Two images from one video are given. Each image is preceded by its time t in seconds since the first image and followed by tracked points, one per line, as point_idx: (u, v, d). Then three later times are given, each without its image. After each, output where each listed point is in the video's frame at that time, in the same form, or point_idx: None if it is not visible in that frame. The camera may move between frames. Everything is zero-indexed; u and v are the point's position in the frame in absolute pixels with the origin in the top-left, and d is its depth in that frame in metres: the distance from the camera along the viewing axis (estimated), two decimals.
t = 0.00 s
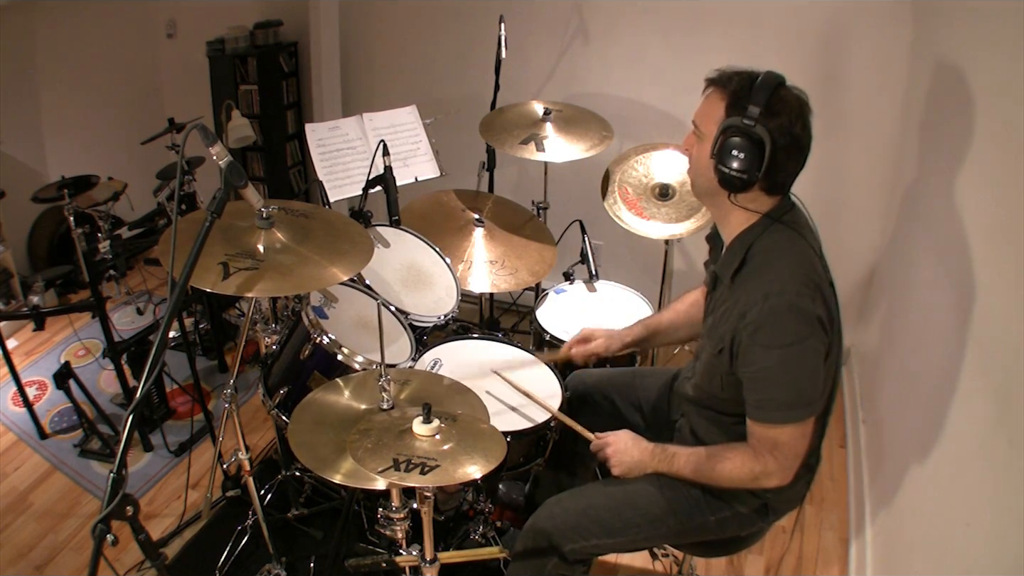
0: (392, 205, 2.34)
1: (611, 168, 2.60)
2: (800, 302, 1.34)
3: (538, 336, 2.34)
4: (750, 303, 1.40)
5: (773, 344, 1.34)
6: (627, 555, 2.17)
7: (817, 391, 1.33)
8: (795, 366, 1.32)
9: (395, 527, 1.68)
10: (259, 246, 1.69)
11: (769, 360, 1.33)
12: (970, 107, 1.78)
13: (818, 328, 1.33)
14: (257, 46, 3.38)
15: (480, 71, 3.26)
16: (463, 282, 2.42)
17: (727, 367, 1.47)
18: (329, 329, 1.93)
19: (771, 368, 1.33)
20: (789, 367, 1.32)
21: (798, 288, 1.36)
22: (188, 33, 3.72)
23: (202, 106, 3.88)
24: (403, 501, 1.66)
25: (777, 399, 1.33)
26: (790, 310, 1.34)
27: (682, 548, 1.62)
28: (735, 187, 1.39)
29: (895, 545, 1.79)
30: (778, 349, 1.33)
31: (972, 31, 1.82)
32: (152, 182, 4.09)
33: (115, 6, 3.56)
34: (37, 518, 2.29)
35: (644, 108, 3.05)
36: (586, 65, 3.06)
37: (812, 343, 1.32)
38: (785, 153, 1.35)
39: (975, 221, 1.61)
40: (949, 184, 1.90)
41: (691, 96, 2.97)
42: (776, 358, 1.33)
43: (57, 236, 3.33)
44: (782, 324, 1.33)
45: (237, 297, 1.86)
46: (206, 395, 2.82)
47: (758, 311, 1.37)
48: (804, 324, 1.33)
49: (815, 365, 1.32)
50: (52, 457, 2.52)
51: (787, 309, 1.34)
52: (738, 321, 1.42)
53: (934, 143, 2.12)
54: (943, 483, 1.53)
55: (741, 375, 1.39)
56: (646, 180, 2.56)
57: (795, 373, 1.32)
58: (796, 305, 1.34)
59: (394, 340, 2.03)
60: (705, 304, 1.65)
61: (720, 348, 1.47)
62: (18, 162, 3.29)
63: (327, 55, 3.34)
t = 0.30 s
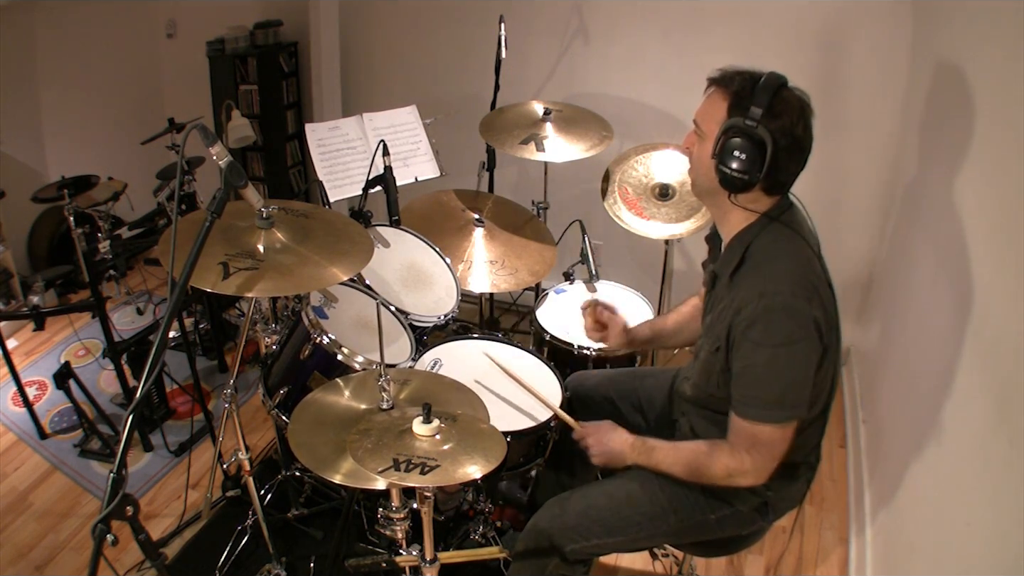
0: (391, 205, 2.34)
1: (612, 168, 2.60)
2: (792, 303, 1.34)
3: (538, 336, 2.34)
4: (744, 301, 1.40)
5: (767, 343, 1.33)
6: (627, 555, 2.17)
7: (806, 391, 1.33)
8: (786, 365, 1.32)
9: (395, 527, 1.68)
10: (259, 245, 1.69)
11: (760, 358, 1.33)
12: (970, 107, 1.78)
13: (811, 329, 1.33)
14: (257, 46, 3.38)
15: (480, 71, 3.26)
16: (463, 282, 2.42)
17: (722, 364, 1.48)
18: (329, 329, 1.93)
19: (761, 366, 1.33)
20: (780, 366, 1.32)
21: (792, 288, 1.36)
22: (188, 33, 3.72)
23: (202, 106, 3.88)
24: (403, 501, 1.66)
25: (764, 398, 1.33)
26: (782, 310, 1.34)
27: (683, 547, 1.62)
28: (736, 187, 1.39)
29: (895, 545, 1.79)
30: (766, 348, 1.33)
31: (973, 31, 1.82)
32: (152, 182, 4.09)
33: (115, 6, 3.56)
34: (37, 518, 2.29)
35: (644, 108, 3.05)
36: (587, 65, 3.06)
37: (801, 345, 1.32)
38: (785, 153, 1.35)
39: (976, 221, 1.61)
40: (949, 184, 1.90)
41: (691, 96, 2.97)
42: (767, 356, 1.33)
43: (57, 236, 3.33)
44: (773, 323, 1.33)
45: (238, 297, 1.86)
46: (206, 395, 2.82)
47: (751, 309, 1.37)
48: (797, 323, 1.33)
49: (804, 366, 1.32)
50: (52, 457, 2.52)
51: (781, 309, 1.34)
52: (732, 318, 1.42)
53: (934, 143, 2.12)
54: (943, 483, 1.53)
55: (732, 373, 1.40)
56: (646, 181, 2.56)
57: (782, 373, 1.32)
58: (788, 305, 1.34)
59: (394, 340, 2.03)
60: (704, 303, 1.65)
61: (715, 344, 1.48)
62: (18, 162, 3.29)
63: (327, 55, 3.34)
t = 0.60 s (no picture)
0: (391, 205, 2.34)
1: (611, 168, 2.59)
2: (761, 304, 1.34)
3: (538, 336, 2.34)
4: (721, 292, 1.40)
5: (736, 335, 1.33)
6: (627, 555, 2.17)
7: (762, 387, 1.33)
8: (738, 361, 1.33)
9: (395, 527, 1.68)
10: (259, 245, 1.69)
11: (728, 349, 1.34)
12: (970, 107, 1.78)
13: (780, 326, 1.33)
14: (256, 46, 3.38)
15: (480, 71, 3.26)
16: (463, 282, 2.42)
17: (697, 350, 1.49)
18: (329, 329, 1.93)
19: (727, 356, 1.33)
20: (743, 359, 1.32)
21: (768, 290, 1.35)
22: (188, 33, 3.72)
23: (202, 106, 3.88)
24: (403, 501, 1.66)
25: (709, 389, 1.34)
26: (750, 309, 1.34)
27: (682, 547, 1.62)
28: (733, 186, 1.39)
29: (894, 545, 1.79)
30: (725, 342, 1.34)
31: (972, 31, 1.82)
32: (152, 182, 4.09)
33: (115, 6, 3.56)
34: (37, 518, 2.29)
35: (644, 107, 3.05)
36: (586, 65, 3.06)
37: (760, 346, 1.32)
38: (784, 153, 1.35)
39: (975, 220, 1.61)
40: (949, 184, 1.90)
41: (690, 96, 2.97)
42: (721, 348, 1.34)
43: (57, 236, 3.33)
44: (739, 320, 1.34)
45: (238, 297, 1.86)
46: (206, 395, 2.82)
47: (724, 302, 1.37)
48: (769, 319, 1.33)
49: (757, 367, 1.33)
50: (52, 457, 2.52)
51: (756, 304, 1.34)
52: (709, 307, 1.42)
53: (933, 143, 2.12)
54: (943, 483, 1.52)
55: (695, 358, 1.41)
56: (646, 180, 2.56)
57: (733, 367, 1.33)
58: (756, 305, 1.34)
59: (394, 340, 2.03)
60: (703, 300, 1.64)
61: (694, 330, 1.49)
62: (18, 162, 3.29)
63: (327, 55, 3.34)
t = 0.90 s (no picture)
0: (391, 205, 2.34)
1: (612, 168, 2.59)
2: (749, 300, 1.32)
3: (538, 336, 2.34)
4: (711, 286, 1.39)
5: (720, 324, 1.32)
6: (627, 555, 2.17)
7: (741, 384, 1.32)
8: (720, 353, 1.31)
9: (395, 527, 1.68)
10: (259, 245, 1.69)
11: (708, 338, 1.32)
12: (970, 107, 1.78)
13: (763, 324, 1.32)
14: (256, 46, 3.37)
15: (480, 71, 3.26)
16: (463, 282, 2.42)
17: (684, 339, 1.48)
18: (329, 329, 1.93)
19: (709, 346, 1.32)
20: (723, 353, 1.31)
21: (757, 287, 1.34)
22: (188, 33, 3.72)
23: (202, 106, 3.88)
24: (403, 501, 1.66)
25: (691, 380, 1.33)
26: (738, 303, 1.32)
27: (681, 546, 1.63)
28: (733, 184, 1.39)
29: (894, 545, 1.79)
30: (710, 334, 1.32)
31: (973, 31, 1.82)
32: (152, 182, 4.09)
33: (115, 6, 3.56)
34: (37, 518, 2.29)
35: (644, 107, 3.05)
36: (587, 65, 3.06)
37: (744, 340, 1.31)
38: (785, 153, 1.35)
39: (975, 220, 1.61)
40: (949, 184, 1.90)
41: (690, 96, 2.97)
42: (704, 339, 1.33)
43: (56, 236, 3.33)
44: (725, 313, 1.32)
45: (237, 297, 1.86)
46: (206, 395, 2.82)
47: (712, 296, 1.36)
48: (756, 314, 1.32)
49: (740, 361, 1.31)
50: (52, 457, 2.52)
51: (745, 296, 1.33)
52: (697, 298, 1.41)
53: (933, 143, 2.12)
54: (943, 483, 1.52)
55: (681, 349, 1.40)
56: (647, 180, 2.56)
57: (714, 358, 1.31)
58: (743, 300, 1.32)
59: (394, 340, 2.03)
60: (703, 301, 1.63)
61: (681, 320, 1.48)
62: (18, 161, 3.29)
63: (327, 55, 3.34)
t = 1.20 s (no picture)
0: (391, 205, 2.34)
1: (612, 168, 2.59)
2: (809, 300, 1.34)
3: (538, 336, 2.34)
4: (759, 304, 1.38)
5: (794, 340, 1.32)
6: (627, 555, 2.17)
7: (835, 381, 1.32)
8: (807, 362, 1.31)
9: (394, 527, 1.68)
10: (259, 246, 1.69)
11: (788, 359, 1.31)
12: (970, 108, 1.78)
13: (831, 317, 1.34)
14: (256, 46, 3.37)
15: (480, 71, 3.26)
16: (463, 282, 2.42)
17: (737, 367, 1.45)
18: (329, 329, 1.93)
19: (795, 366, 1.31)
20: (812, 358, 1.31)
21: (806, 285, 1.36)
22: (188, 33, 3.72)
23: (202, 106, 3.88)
24: (402, 501, 1.66)
25: (786, 396, 1.31)
26: (801, 308, 1.33)
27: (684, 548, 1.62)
28: (746, 198, 1.39)
29: (895, 545, 1.79)
30: (790, 348, 1.32)
31: (973, 32, 1.82)
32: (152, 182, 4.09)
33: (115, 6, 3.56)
34: (37, 518, 2.29)
35: (644, 107, 3.05)
36: (586, 65, 3.06)
37: (823, 340, 1.32)
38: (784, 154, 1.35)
39: (975, 221, 1.61)
40: (949, 184, 1.90)
41: (690, 96, 2.97)
42: (787, 355, 1.32)
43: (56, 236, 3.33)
44: (793, 323, 1.33)
45: (238, 297, 1.86)
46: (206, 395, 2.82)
47: (768, 312, 1.35)
48: (821, 315, 1.33)
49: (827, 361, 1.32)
50: (52, 457, 2.52)
51: (803, 302, 1.34)
52: (748, 323, 1.39)
53: (933, 144, 2.12)
54: (943, 483, 1.53)
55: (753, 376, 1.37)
56: (646, 180, 2.56)
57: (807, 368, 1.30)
58: (806, 302, 1.34)
59: (394, 340, 2.03)
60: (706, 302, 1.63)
61: (728, 350, 1.45)
62: (18, 162, 3.29)
63: (327, 55, 3.34)
